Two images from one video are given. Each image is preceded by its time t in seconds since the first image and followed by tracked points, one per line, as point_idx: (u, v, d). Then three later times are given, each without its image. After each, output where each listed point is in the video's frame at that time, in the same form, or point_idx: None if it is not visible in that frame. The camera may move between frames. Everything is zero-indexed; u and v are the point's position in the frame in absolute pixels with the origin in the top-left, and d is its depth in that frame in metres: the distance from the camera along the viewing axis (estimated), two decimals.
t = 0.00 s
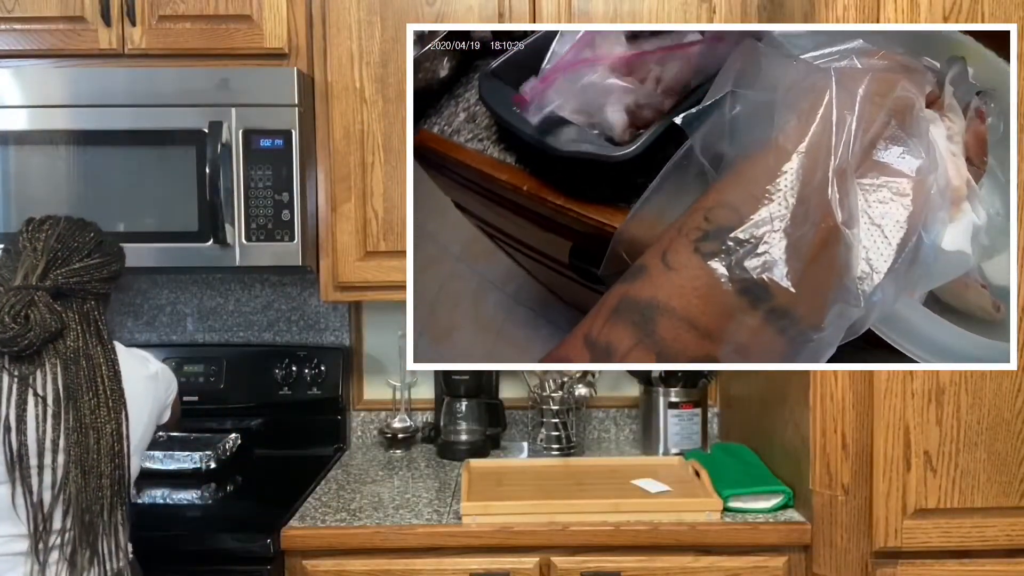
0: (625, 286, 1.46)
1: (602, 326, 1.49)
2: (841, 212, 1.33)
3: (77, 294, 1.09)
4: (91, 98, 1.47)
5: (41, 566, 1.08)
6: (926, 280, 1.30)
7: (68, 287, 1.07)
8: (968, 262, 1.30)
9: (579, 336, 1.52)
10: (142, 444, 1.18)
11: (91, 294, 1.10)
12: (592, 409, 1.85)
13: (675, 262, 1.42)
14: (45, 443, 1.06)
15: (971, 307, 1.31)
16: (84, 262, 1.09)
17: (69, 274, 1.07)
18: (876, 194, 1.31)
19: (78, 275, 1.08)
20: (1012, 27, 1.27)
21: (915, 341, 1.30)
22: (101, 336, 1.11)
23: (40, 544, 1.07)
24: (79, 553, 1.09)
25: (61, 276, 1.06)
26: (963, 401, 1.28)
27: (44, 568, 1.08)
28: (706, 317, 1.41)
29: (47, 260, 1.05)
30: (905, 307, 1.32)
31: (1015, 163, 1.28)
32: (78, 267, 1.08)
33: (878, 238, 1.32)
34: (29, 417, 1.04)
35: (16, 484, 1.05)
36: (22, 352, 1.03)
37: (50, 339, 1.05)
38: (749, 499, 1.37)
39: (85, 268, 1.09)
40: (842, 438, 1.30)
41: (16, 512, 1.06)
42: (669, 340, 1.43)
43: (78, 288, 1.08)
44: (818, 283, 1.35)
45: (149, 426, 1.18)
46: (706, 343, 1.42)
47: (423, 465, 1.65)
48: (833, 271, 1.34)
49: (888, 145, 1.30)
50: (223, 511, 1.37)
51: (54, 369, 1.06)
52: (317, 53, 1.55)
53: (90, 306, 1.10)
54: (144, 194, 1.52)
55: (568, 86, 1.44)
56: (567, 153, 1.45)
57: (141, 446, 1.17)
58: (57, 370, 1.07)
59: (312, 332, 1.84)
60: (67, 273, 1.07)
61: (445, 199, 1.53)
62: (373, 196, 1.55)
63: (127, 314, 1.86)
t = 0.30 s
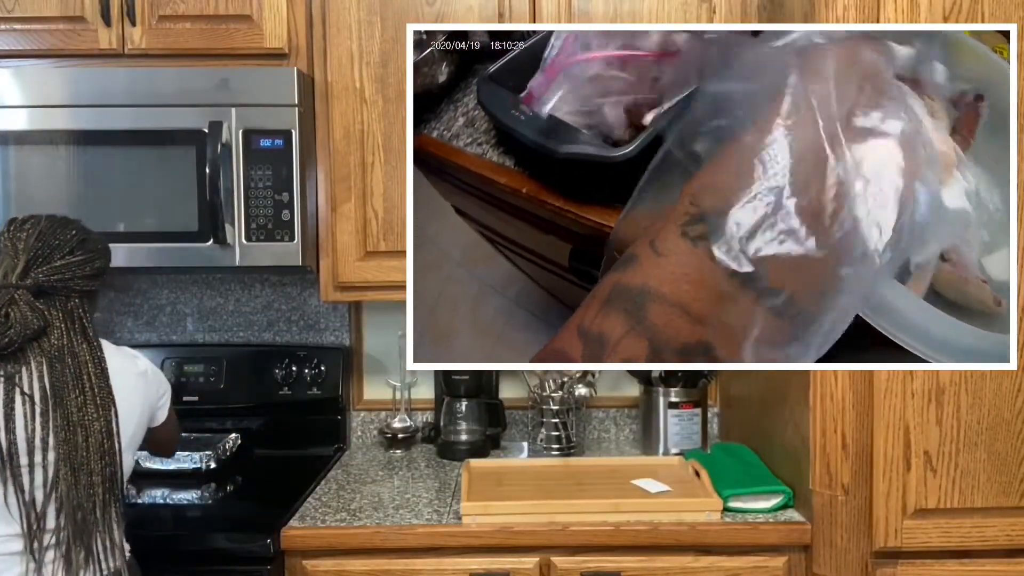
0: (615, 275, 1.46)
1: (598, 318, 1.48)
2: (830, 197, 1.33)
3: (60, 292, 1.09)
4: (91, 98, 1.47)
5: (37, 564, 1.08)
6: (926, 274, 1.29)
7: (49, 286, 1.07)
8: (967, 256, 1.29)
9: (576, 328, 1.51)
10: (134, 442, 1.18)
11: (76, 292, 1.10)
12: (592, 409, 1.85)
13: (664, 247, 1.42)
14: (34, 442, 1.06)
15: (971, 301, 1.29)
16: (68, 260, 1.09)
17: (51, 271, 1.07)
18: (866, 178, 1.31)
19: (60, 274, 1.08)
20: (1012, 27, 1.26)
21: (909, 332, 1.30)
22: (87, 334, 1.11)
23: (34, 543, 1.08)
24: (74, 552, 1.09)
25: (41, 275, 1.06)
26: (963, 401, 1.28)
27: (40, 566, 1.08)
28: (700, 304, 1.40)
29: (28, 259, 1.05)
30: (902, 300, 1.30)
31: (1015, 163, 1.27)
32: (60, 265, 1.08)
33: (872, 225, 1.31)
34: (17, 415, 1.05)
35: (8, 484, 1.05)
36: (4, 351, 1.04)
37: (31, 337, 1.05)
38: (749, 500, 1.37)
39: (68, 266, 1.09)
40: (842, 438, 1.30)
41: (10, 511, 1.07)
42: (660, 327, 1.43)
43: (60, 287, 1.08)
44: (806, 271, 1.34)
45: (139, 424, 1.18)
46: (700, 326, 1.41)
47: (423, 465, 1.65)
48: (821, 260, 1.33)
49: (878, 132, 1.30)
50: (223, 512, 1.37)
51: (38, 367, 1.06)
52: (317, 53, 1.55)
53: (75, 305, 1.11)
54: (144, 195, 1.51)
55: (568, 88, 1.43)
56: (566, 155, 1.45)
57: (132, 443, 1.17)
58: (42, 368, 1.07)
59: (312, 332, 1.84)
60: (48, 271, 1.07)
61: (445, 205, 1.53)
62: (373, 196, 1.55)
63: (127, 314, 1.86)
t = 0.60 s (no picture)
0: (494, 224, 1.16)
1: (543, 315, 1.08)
2: (783, 142, 1.00)
3: (57, 292, 1.09)
4: (92, 98, 1.47)
5: (32, 564, 1.08)
6: (867, 267, 1.01)
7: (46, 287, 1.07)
8: (912, 241, 0.99)
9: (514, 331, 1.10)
10: (130, 444, 1.18)
11: (72, 292, 1.10)
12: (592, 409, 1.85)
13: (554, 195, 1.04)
14: (29, 441, 1.06)
15: (926, 292, 1.02)
16: (66, 261, 1.09)
17: (48, 271, 1.07)
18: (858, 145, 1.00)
19: (56, 274, 1.08)
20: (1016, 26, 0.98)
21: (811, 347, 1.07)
22: (84, 335, 1.11)
23: (30, 544, 1.07)
24: (69, 551, 1.09)
25: (38, 275, 1.06)
26: (963, 401, 1.28)
27: (35, 566, 1.08)
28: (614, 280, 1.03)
29: (25, 258, 1.06)
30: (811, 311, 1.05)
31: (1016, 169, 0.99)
32: (57, 266, 1.09)
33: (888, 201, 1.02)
34: (11, 415, 1.05)
35: (5, 483, 1.05)
36: None
37: (26, 337, 1.05)
38: (749, 499, 1.37)
39: (65, 267, 1.09)
40: (842, 438, 1.30)
41: (6, 511, 1.07)
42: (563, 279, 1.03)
43: (57, 287, 1.08)
44: (683, 208, 1.03)
45: (136, 427, 1.18)
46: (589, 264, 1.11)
47: (423, 465, 1.65)
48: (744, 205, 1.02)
49: (853, 97, 0.99)
50: (223, 512, 1.38)
51: (34, 367, 1.06)
52: (317, 53, 1.55)
53: (71, 305, 1.11)
54: (144, 195, 1.51)
55: (498, 138, 1.03)
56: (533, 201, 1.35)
57: (129, 446, 1.17)
58: (38, 368, 1.07)
59: (312, 332, 1.84)
60: (45, 272, 1.07)
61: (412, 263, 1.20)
62: (373, 196, 1.55)
63: (127, 314, 1.86)
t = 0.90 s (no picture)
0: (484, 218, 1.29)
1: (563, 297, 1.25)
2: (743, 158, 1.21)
3: (63, 292, 1.09)
4: (91, 98, 1.47)
5: (32, 564, 1.08)
6: (850, 259, 1.18)
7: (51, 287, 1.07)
8: (895, 236, 1.16)
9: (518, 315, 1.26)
10: (131, 446, 1.17)
11: (76, 292, 1.10)
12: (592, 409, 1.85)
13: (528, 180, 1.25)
14: (30, 441, 1.06)
15: (912, 280, 1.17)
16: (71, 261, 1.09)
17: (53, 271, 1.07)
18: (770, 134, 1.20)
19: (61, 274, 1.08)
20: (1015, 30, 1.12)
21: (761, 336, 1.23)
22: (88, 335, 1.11)
23: (29, 544, 1.07)
24: (69, 551, 1.09)
25: (43, 275, 1.07)
26: (963, 401, 1.28)
27: (34, 566, 1.08)
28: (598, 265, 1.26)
29: (31, 258, 1.06)
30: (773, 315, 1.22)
31: (1015, 177, 1.15)
32: (62, 266, 1.09)
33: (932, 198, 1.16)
34: (12, 414, 1.05)
35: (5, 482, 1.05)
36: (3, 349, 1.04)
37: (30, 337, 1.06)
38: (749, 500, 1.37)
39: (69, 267, 1.09)
40: (842, 438, 1.30)
41: (6, 511, 1.07)
42: (539, 258, 1.25)
43: (62, 287, 1.08)
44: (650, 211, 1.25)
45: (138, 430, 1.18)
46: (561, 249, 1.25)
47: (423, 465, 1.65)
48: (674, 193, 1.23)
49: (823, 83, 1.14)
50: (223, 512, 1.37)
51: (37, 367, 1.06)
52: (317, 52, 1.55)
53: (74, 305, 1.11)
54: (144, 195, 1.51)
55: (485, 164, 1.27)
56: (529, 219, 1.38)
57: (129, 448, 1.17)
58: (41, 368, 1.07)
59: (312, 332, 1.84)
60: (50, 271, 1.07)
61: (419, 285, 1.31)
62: (373, 196, 1.55)
63: (127, 314, 1.86)
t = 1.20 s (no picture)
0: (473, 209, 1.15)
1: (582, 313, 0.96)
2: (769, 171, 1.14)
3: (66, 293, 1.09)
4: (91, 98, 1.47)
5: (32, 564, 1.08)
6: (847, 261, 0.92)
7: (54, 287, 1.08)
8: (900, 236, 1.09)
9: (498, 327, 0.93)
10: (133, 447, 1.18)
11: (79, 292, 1.11)
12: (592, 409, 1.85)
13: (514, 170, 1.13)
14: (30, 441, 1.06)
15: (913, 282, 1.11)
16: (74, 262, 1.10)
17: (57, 272, 1.08)
18: (818, 115, 0.91)
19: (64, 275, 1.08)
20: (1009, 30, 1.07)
21: (759, 348, 0.95)
22: (90, 337, 1.11)
23: (29, 544, 1.07)
24: (68, 552, 1.09)
25: (47, 275, 1.07)
26: (963, 401, 1.28)
27: (34, 566, 1.08)
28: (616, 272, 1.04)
29: (35, 258, 1.06)
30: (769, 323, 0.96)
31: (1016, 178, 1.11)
32: (65, 266, 1.09)
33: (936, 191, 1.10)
34: (13, 414, 1.05)
35: (6, 482, 1.05)
36: (6, 349, 1.04)
37: (33, 337, 1.06)
38: (749, 500, 1.37)
39: (71, 267, 1.09)
40: (842, 438, 1.30)
41: (6, 511, 1.06)
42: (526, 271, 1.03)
43: (65, 287, 1.09)
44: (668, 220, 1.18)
45: (140, 431, 1.18)
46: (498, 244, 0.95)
47: (423, 465, 1.65)
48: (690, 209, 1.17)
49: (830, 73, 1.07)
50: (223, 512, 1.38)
51: (39, 367, 1.07)
52: (317, 52, 1.55)
53: (77, 305, 1.11)
54: (144, 194, 1.51)
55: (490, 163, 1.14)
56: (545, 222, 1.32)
57: (130, 449, 1.17)
58: (42, 368, 1.07)
59: (311, 332, 1.84)
60: (53, 272, 1.08)
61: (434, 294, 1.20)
62: (373, 196, 1.55)
63: (127, 314, 1.86)
